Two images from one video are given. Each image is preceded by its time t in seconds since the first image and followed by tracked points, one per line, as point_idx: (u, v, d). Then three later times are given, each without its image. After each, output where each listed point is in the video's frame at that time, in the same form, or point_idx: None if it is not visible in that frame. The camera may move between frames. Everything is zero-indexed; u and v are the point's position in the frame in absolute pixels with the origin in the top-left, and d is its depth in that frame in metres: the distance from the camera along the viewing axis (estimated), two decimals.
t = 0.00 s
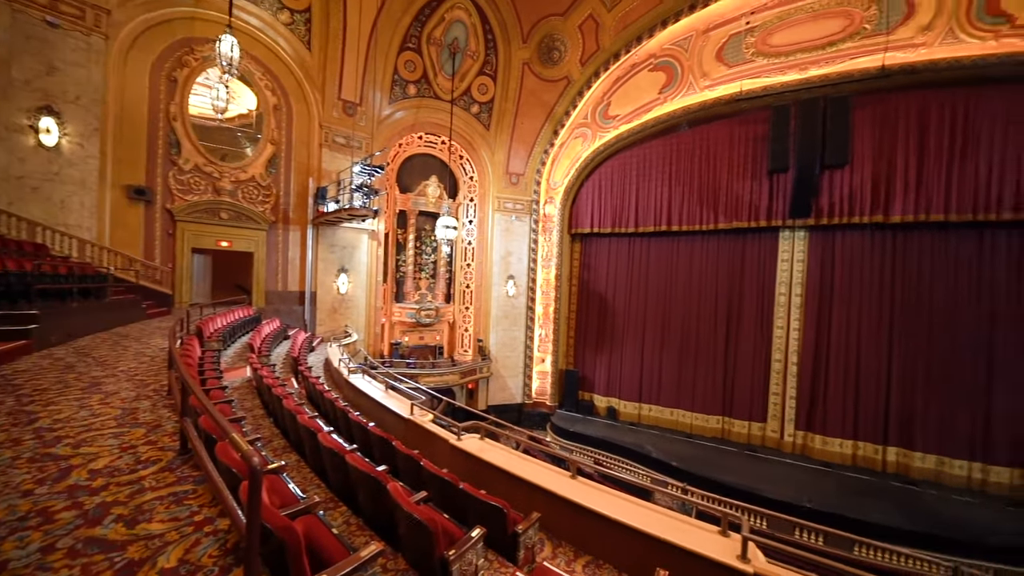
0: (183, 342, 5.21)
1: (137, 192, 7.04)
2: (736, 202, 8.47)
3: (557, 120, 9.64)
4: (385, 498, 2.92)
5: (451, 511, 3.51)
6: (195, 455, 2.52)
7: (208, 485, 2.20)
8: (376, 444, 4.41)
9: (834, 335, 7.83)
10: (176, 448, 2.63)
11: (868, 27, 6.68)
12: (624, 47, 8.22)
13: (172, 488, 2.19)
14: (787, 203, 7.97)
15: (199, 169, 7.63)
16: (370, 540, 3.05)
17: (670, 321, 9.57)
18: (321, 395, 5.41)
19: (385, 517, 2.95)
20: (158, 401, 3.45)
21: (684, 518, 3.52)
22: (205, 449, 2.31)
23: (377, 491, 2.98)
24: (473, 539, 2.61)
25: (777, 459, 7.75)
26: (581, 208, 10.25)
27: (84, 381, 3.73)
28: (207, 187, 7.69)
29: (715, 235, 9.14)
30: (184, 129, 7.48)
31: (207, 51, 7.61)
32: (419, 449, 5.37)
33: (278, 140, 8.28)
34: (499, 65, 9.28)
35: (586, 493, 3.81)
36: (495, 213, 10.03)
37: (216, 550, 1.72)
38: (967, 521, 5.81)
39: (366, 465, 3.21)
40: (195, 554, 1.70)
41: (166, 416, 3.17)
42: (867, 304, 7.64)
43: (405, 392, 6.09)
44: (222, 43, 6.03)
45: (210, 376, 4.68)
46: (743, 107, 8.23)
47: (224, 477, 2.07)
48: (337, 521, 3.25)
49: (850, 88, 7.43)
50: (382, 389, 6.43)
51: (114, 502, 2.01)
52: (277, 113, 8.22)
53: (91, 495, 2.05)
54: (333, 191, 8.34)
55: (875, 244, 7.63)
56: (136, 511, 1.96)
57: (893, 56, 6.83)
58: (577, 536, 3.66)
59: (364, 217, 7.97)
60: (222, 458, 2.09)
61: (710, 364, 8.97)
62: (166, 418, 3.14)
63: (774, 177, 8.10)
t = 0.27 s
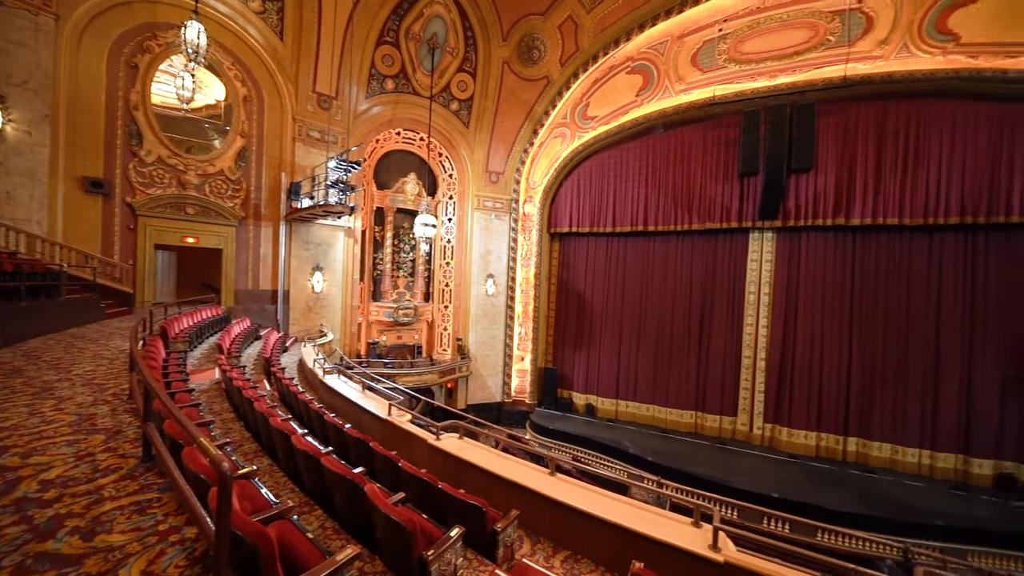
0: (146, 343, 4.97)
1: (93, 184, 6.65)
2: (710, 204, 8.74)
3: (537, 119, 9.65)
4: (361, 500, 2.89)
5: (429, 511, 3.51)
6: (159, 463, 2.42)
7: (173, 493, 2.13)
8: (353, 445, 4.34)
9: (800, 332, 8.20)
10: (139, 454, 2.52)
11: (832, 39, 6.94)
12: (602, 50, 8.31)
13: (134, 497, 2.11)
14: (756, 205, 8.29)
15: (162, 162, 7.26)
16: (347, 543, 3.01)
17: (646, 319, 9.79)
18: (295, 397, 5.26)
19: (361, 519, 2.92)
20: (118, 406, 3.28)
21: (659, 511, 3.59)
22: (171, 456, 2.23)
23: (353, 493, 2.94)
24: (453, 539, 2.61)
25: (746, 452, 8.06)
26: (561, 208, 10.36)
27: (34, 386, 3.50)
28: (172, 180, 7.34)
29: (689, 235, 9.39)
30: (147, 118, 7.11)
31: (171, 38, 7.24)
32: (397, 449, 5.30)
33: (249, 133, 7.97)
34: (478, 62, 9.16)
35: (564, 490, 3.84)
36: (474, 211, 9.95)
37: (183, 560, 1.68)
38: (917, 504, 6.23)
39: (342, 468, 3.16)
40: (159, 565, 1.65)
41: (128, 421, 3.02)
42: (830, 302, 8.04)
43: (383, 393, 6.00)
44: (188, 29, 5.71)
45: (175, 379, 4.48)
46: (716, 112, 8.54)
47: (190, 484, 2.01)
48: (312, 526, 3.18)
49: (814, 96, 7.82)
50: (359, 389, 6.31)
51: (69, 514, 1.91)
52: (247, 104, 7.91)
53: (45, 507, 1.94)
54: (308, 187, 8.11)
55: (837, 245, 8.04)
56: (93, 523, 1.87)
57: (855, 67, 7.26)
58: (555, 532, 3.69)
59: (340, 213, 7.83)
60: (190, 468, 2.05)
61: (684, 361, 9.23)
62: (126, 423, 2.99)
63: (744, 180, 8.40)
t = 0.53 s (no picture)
0: (109, 345, 4.75)
1: (49, 176, 6.28)
2: (686, 205, 8.96)
3: (519, 119, 9.63)
4: (340, 503, 2.84)
5: (410, 512, 3.48)
6: (124, 470, 2.32)
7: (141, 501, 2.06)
8: (331, 447, 4.26)
9: (772, 330, 8.51)
10: (102, 461, 2.41)
11: (801, 48, 7.21)
12: (583, 51, 8.38)
13: (98, 506, 2.02)
14: (730, 206, 8.55)
15: (127, 154, 6.92)
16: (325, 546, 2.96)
17: (626, 317, 9.96)
18: (270, 398, 5.12)
19: (340, 521, 2.87)
20: (80, 411, 3.12)
21: (638, 506, 3.64)
22: (138, 462, 2.15)
23: (331, 496, 2.88)
24: (433, 539, 2.62)
25: (721, 445, 8.31)
26: (543, 207, 10.44)
27: None
28: (137, 173, 7.01)
29: (667, 235, 9.61)
30: (110, 109, 6.76)
31: (136, 24, 6.90)
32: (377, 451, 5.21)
33: (220, 125, 7.67)
34: (460, 59, 9.09)
35: (545, 487, 3.87)
36: (456, 210, 9.90)
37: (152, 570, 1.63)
38: (878, 491, 6.59)
39: (321, 471, 3.10)
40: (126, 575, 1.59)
41: (91, 427, 2.87)
42: (800, 300, 8.38)
43: (363, 393, 5.90)
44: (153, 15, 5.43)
45: (142, 382, 4.29)
46: (693, 116, 8.80)
47: (159, 492, 1.95)
48: (289, 530, 3.11)
49: (785, 102, 8.15)
50: (338, 390, 6.18)
51: (25, 527, 1.81)
52: (218, 96, 7.62)
53: None
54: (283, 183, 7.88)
55: (806, 246, 8.39)
56: (52, 535, 1.78)
57: (823, 75, 7.61)
58: (537, 529, 3.72)
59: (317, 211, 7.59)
60: (160, 474, 1.97)
61: (662, 358, 9.45)
62: (88, 429, 2.84)
63: (719, 183, 8.65)
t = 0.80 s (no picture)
0: (71, 348, 4.52)
1: (5, 168, 5.91)
2: (666, 206, 9.16)
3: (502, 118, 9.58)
4: (320, 506, 2.78)
5: (392, 514, 3.45)
6: (89, 479, 2.22)
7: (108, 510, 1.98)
8: (310, 450, 4.16)
9: (747, 327, 8.80)
10: (65, 470, 2.30)
11: (776, 55, 7.45)
12: (567, 51, 8.43)
13: (61, 517, 1.93)
14: (708, 208, 8.77)
15: (90, 146, 6.58)
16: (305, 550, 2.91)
17: (607, 316, 10.11)
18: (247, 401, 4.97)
19: (321, 525, 2.82)
20: (41, 418, 2.96)
21: (620, 501, 3.70)
22: (105, 470, 2.07)
23: (310, 500, 2.82)
24: (415, 540, 2.63)
25: (699, 441, 8.52)
26: (526, 207, 10.47)
27: None
28: (102, 167, 6.67)
29: (647, 235, 9.78)
30: (72, 98, 6.41)
31: (99, 10, 6.56)
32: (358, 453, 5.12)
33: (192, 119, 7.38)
34: (442, 57, 8.99)
35: (529, 485, 3.88)
36: (438, 208, 9.79)
37: None
38: (846, 481, 6.90)
39: (299, 473, 3.03)
40: None
41: (52, 434, 2.73)
42: (774, 299, 8.67)
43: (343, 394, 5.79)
44: None
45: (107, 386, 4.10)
46: (672, 119, 9.03)
47: (127, 500, 1.89)
48: (267, 536, 3.03)
49: (759, 107, 8.44)
50: (317, 392, 6.05)
51: None
52: (190, 87, 7.32)
53: None
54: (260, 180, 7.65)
55: (779, 246, 8.69)
56: (9, 550, 1.69)
57: (796, 82, 7.87)
58: (520, 527, 3.73)
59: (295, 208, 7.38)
60: (130, 483, 1.90)
61: (643, 356, 9.63)
62: (48, 437, 2.69)
63: (698, 184, 8.86)
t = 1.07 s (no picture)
0: (31, 351, 4.29)
1: None
2: (647, 207, 9.32)
3: (485, 117, 9.51)
4: (299, 511, 2.72)
5: (375, 516, 3.40)
6: (50, 489, 2.11)
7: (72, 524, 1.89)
8: (288, 453, 4.07)
9: (725, 325, 9.05)
10: (25, 480, 2.18)
11: (752, 60, 7.66)
12: (550, 51, 8.47)
13: (21, 529, 1.84)
14: (688, 208, 8.97)
15: (52, 138, 6.24)
16: (283, 556, 2.85)
17: (590, 315, 10.22)
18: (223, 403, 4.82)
19: (301, 530, 2.76)
20: None
21: (602, 498, 3.74)
22: (66, 479, 1.97)
23: (289, 504, 2.76)
24: (398, 543, 2.61)
25: (679, 436, 8.71)
26: (510, 207, 10.47)
27: None
28: (64, 160, 6.33)
29: (629, 235, 9.93)
30: (31, 87, 6.07)
31: None
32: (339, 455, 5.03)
33: (162, 111, 7.08)
34: (425, 53, 8.86)
35: (513, 484, 3.89)
36: (421, 206, 9.61)
37: None
38: (817, 473, 7.18)
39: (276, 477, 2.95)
40: None
41: (11, 442, 2.58)
42: (750, 298, 8.95)
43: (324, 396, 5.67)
44: None
45: (71, 390, 3.91)
46: (654, 120, 9.27)
47: (93, 510, 1.81)
48: (244, 543, 2.95)
49: (736, 111, 8.70)
50: (296, 394, 5.91)
51: None
52: (159, 78, 7.02)
53: None
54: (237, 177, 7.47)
55: (755, 246, 8.96)
56: None
57: (771, 87, 8.14)
58: (504, 527, 3.73)
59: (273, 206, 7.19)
60: (96, 493, 1.81)
61: (625, 354, 9.78)
62: (5, 446, 2.55)
63: (677, 186, 9.05)
